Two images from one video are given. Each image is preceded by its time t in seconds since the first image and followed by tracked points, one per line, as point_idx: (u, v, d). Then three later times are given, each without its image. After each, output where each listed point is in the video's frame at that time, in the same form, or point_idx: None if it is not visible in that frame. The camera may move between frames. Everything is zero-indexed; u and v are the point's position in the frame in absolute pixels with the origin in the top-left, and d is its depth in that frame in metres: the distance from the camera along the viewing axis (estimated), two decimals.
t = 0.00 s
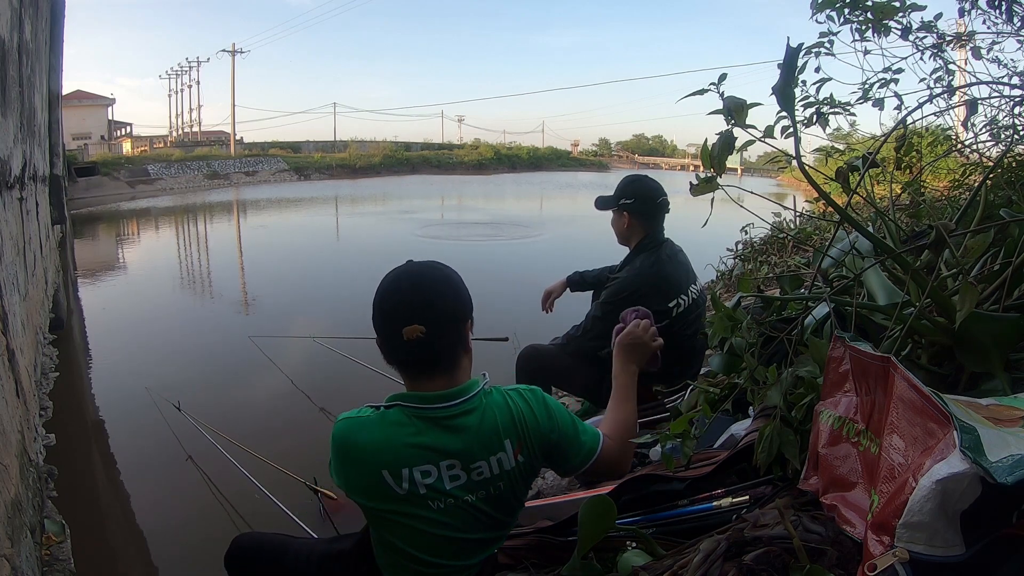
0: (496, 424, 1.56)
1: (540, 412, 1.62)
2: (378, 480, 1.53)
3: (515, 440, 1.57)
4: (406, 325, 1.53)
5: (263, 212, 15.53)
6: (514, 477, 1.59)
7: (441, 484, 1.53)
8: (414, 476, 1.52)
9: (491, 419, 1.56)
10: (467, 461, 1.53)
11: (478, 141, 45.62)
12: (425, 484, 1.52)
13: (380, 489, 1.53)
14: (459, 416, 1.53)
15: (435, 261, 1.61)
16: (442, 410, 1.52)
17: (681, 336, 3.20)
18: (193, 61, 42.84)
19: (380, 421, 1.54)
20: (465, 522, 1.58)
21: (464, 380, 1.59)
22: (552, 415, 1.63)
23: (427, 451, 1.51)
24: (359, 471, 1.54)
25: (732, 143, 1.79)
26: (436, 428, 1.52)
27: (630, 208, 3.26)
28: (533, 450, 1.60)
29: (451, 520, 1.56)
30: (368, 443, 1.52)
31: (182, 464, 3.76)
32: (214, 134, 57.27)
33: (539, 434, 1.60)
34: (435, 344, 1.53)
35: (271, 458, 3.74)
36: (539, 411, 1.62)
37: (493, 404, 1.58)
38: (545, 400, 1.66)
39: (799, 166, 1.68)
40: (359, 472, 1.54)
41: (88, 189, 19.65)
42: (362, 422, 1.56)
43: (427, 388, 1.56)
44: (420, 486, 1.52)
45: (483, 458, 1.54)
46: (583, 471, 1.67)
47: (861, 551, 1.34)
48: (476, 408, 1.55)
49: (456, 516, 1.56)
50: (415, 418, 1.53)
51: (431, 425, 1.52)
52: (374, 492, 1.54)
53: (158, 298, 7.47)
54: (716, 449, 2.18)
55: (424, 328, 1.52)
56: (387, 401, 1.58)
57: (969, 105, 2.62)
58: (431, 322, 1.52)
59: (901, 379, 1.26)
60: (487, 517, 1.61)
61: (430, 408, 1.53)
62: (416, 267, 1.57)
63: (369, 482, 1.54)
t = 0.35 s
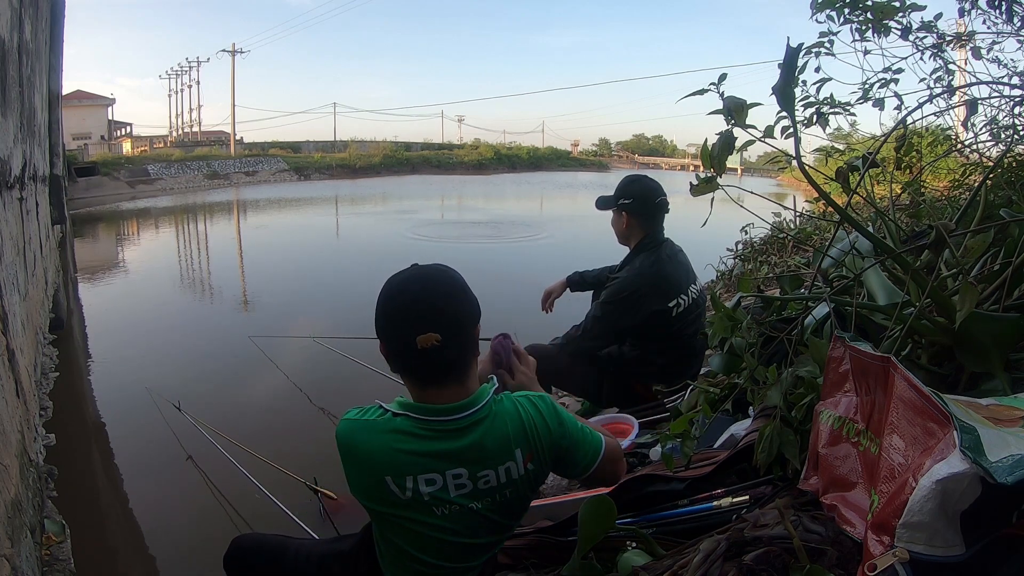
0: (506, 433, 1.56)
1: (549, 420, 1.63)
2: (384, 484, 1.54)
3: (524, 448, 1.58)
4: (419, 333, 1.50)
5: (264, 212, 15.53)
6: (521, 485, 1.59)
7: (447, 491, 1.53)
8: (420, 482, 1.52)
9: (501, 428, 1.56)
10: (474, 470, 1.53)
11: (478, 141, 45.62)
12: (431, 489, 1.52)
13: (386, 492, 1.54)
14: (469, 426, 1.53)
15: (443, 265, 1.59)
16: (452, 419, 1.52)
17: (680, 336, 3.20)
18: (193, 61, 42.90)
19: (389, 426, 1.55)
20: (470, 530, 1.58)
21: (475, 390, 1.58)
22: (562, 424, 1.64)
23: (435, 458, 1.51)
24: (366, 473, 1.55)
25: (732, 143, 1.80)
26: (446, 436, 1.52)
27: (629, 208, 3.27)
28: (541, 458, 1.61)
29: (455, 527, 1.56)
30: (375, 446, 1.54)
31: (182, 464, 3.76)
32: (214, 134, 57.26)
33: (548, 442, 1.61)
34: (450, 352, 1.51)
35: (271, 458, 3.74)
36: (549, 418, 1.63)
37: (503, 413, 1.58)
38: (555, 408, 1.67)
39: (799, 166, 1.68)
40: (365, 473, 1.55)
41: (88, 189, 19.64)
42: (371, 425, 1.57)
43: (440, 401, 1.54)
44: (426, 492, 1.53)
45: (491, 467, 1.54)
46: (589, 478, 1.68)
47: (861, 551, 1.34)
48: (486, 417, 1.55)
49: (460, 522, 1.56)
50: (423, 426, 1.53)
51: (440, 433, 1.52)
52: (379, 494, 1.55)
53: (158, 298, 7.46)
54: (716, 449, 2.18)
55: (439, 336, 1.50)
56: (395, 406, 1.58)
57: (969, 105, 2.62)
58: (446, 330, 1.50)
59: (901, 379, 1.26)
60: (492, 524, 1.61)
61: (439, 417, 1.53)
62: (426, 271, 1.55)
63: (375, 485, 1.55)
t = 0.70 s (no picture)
0: (509, 434, 1.56)
1: (552, 421, 1.63)
2: (386, 486, 1.54)
3: (528, 450, 1.58)
4: (425, 336, 1.50)
5: (264, 212, 15.53)
6: (524, 486, 1.59)
7: (449, 494, 1.53)
8: (422, 484, 1.52)
9: (504, 429, 1.56)
10: (478, 471, 1.53)
11: (478, 141, 45.63)
12: (433, 491, 1.52)
13: (389, 493, 1.54)
14: (473, 427, 1.53)
15: (449, 267, 1.59)
16: (457, 421, 1.53)
17: (680, 336, 3.21)
18: (193, 62, 43.06)
19: (391, 427, 1.55)
20: (471, 531, 1.58)
21: (481, 393, 1.58)
22: (565, 425, 1.64)
23: (439, 461, 1.51)
24: (367, 473, 1.55)
25: (732, 143, 1.80)
26: (449, 437, 1.52)
27: (628, 208, 3.27)
28: (544, 460, 1.61)
29: (458, 529, 1.56)
30: (378, 448, 1.54)
31: (182, 464, 3.76)
32: (214, 134, 57.27)
33: (552, 444, 1.62)
34: (455, 356, 1.51)
35: (271, 458, 3.74)
36: (552, 420, 1.63)
37: (506, 414, 1.58)
38: (559, 409, 1.67)
39: (799, 166, 1.68)
40: (368, 475, 1.55)
41: (88, 189, 19.63)
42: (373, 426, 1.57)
43: (445, 404, 1.54)
44: (428, 494, 1.52)
45: (494, 469, 1.54)
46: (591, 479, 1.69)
47: (861, 551, 1.34)
48: (490, 418, 1.55)
49: (463, 524, 1.56)
50: (426, 428, 1.53)
51: (443, 435, 1.52)
52: (381, 495, 1.55)
53: (158, 298, 7.46)
54: (716, 449, 2.18)
55: (444, 340, 1.50)
56: (398, 408, 1.58)
57: (969, 105, 2.62)
58: (451, 334, 1.50)
59: (901, 379, 1.26)
60: (495, 526, 1.61)
61: (442, 418, 1.52)
62: (432, 274, 1.55)
63: (377, 486, 1.55)
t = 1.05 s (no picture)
0: (509, 432, 1.56)
1: (553, 421, 1.63)
2: (386, 484, 1.54)
3: (529, 449, 1.58)
4: (429, 337, 1.50)
5: (264, 212, 15.53)
6: (525, 485, 1.59)
7: (449, 492, 1.53)
8: (422, 483, 1.52)
9: (504, 429, 1.56)
10: (477, 469, 1.53)
11: (477, 141, 45.63)
12: (433, 490, 1.52)
13: (389, 492, 1.54)
14: (474, 426, 1.53)
15: (449, 267, 1.59)
16: (457, 420, 1.53)
17: (680, 336, 3.20)
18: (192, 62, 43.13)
19: (392, 426, 1.55)
20: (471, 531, 1.58)
21: (481, 391, 1.59)
22: (566, 426, 1.64)
23: (440, 459, 1.52)
24: (367, 472, 1.55)
25: (732, 143, 1.80)
26: (449, 436, 1.52)
27: (627, 208, 3.28)
28: (545, 460, 1.61)
29: (458, 527, 1.56)
30: (377, 447, 1.54)
31: (182, 464, 3.76)
32: (214, 134, 57.24)
33: (553, 443, 1.61)
34: (459, 356, 1.51)
35: (271, 458, 3.74)
36: (554, 421, 1.63)
37: (507, 413, 1.58)
38: (560, 409, 1.67)
39: (799, 166, 1.68)
40: (368, 474, 1.55)
41: (88, 189, 19.61)
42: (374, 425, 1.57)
43: (445, 402, 1.54)
44: (427, 492, 1.52)
45: (494, 468, 1.54)
46: (592, 478, 1.69)
47: (861, 552, 1.34)
48: (490, 417, 1.55)
49: (463, 523, 1.56)
50: (425, 428, 1.52)
51: (444, 435, 1.52)
52: (381, 495, 1.55)
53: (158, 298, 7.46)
54: (716, 449, 2.18)
55: (448, 341, 1.50)
56: (398, 407, 1.58)
57: (969, 105, 2.62)
58: (453, 333, 1.50)
59: (901, 379, 1.26)
60: (495, 525, 1.61)
61: (441, 416, 1.53)
62: (431, 274, 1.55)
63: (377, 485, 1.55)
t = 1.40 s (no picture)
0: (508, 421, 1.58)
1: (545, 408, 1.66)
2: (393, 493, 1.50)
3: (526, 437, 1.60)
4: (437, 328, 1.51)
5: (264, 212, 15.53)
6: (524, 473, 1.62)
7: (457, 490, 1.53)
8: (430, 486, 1.50)
9: (502, 419, 1.57)
10: (483, 462, 1.54)
11: (477, 141, 45.65)
12: (441, 491, 1.52)
13: (395, 500, 1.51)
14: (473, 420, 1.54)
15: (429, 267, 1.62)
16: (457, 416, 1.52)
17: (681, 336, 3.20)
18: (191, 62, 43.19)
19: (391, 433, 1.51)
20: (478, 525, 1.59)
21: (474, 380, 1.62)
22: (557, 412, 1.67)
23: (447, 457, 1.51)
24: (371, 484, 1.51)
25: (732, 143, 1.79)
26: (452, 432, 1.52)
27: (624, 209, 3.27)
28: (541, 447, 1.64)
29: (465, 524, 1.57)
30: (383, 454, 1.49)
31: (182, 464, 3.76)
32: (214, 134, 57.25)
33: (546, 430, 1.65)
34: (464, 343, 1.55)
35: (271, 458, 3.74)
36: (545, 408, 1.66)
37: (500, 402, 1.60)
38: (547, 396, 1.70)
39: (799, 166, 1.68)
40: (374, 484, 1.51)
41: (88, 189, 19.63)
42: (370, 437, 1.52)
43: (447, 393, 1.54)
44: (436, 494, 1.51)
45: (496, 458, 1.55)
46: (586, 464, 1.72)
47: (862, 552, 1.34)
48: (487, 409, 1.56)
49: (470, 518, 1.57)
50: (428, 426, 1.51)
51: (447, 429, 1.51)
52: (386, 505, 1.52)
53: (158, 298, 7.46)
54: (716, 449, 2.18)
55: (456, 328, 1.53)
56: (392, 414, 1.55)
57: (969, 105, 2.62)
58: (458, 321, 1.53)
59: (901, 379, 1.26)
60: (498, 517, 1.63)
61: (441, 413, 1.52)
62: (423, 272, 1.57)
63: (384, 493, 1.51)
